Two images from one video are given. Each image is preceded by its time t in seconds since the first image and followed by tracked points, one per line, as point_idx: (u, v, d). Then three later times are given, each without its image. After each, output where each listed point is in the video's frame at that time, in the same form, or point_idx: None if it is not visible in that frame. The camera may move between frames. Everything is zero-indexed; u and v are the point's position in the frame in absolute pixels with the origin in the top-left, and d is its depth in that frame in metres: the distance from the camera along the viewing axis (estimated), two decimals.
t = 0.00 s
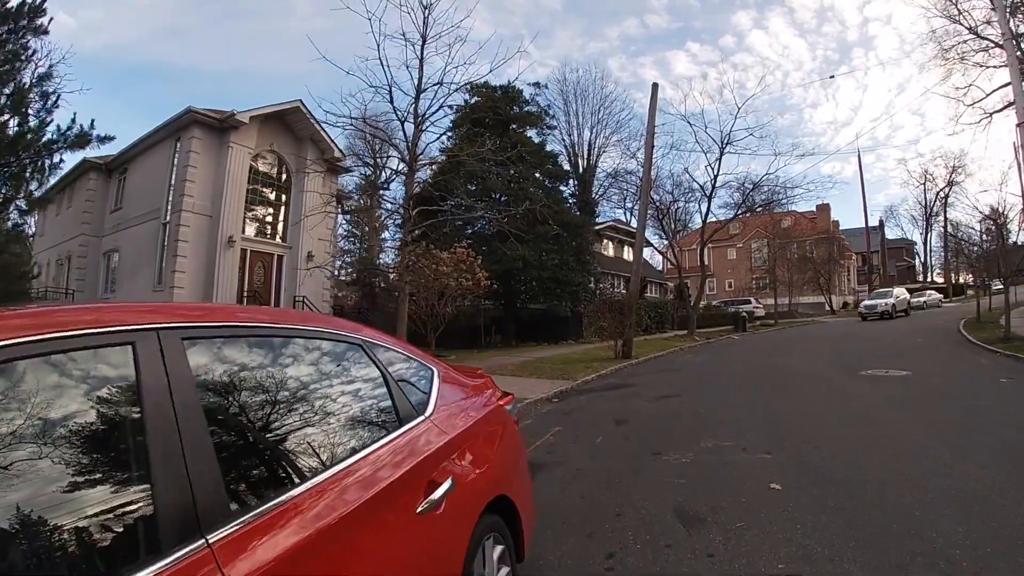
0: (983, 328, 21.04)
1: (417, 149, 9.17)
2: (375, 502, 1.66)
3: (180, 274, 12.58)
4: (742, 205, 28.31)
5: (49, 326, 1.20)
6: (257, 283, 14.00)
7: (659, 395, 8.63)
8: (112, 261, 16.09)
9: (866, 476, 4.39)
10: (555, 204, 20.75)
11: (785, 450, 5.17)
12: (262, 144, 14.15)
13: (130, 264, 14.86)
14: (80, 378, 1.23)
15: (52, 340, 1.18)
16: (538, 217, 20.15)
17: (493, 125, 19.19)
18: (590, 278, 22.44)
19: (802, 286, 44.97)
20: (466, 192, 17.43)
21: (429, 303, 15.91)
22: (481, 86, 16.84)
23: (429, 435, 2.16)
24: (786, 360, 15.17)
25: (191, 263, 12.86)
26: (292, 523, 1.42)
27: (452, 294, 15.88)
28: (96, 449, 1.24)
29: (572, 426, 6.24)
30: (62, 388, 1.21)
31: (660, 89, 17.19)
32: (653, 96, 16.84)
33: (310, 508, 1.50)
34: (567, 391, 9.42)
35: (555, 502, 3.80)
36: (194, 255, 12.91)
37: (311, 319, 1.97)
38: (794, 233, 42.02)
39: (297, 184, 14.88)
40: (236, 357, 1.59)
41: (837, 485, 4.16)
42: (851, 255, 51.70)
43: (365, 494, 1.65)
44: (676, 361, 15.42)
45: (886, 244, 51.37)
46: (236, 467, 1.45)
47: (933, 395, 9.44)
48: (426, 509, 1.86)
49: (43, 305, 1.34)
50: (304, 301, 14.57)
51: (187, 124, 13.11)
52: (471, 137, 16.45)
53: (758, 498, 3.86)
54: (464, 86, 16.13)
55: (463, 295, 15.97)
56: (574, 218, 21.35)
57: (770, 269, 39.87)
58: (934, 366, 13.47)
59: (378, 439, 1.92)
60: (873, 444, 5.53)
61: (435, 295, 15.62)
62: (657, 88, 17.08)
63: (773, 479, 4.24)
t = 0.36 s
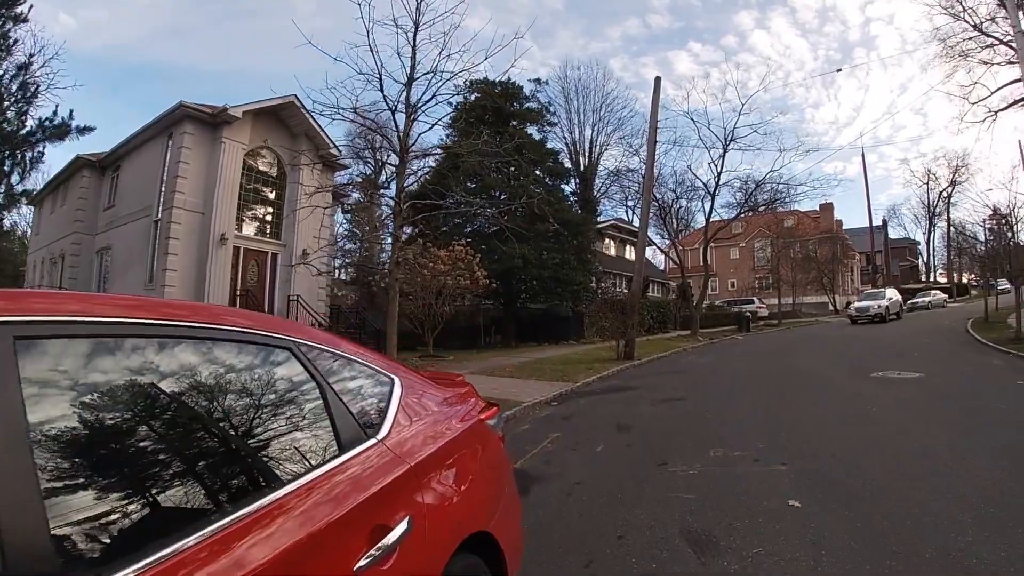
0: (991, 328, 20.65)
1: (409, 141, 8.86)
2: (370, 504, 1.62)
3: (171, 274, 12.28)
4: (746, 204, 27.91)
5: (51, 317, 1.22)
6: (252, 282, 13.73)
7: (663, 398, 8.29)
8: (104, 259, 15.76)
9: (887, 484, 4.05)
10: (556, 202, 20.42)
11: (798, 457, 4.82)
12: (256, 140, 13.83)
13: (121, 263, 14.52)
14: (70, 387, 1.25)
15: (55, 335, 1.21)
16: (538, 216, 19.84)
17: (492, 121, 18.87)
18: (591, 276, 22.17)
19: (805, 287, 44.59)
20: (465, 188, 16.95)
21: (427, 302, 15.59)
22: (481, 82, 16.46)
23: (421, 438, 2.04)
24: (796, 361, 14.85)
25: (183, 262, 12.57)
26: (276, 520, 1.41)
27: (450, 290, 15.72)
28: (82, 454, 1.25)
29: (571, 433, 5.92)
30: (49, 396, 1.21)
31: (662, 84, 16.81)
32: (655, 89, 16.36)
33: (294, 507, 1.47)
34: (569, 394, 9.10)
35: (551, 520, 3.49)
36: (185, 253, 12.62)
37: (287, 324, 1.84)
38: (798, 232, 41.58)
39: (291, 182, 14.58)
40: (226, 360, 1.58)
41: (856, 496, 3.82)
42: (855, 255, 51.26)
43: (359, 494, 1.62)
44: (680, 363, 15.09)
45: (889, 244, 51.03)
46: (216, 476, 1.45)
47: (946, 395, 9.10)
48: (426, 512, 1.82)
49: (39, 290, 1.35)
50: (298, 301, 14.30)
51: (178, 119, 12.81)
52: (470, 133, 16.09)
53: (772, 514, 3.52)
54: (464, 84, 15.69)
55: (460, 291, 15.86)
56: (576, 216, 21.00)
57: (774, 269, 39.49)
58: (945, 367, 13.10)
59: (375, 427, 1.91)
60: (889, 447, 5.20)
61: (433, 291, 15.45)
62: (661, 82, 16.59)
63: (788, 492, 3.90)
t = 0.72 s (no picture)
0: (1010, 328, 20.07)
1: (409, 131, 8.52)
2: (384, 508, 1.41)
3: (169, 271, 11.99)
4: (755, 201, 27.39)
5: (48, 309, 1.03)
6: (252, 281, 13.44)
7: (675, 402, 7.90)
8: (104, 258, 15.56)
9: (930, 502, 3.65)
10: (563, 200, 20.03)
11: (830, 469, 4.41)
12: (256, 135, 13.55)
13: (121, 261, 14.28)
14: (65, 380, 1.04)
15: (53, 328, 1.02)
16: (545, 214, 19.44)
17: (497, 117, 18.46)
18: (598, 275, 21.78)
19: (815, 286, 43.97)
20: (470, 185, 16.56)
21: (431, 301, 15.25)
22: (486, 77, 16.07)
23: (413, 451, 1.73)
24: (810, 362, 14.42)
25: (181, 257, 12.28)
26: (277, 522, 1.18)
27: (455, 289, 15.35)
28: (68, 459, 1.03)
29: (578, 440, 5.56)
30: (44, 392, 1.01)
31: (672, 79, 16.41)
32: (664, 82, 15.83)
33: (292, 512, 1.22)
34: (576, 396, 8.75)
35: (559, 542, 3.13)
36: (184, 249, 12.35)
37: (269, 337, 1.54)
38: (808, 230, 40.95)
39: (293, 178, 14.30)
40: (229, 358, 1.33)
41: (900, 516, 3.42)
42: (866, 254, 50.54)
43: (366, 502, 1.38)
44: (689, 364, 14.68)
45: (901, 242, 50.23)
46: (210, 482, 1.18)
47: (972, 398, 8.65)
48: (441, 524, 1.60)
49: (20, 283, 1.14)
50: (300, 300, 13.99)
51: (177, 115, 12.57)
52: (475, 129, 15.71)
53: (807, 538, 3.14)
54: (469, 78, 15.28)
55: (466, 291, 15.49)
56: (583, 214, 20.61)
57: (784, 268, 38.92)
58: (965, 367, 12.62)
59: (378, 423, 1.67)
60: (924, 455, 4.80)
61: (437, 291, 15.12)
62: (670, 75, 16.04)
63: (821, 512, 3.52)
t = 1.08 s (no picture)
0: None
1: (410, 122, 8.18)
2: (397, 535, 1.36)
3: (171, 271, 11.79)
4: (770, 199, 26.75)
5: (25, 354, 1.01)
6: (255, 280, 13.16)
7: (691, 408, 7.49)
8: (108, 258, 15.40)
9: (981, 526, 3.26)
10: (574, 197, 19.61)
11: (869, 485, 3.99)
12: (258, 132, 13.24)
13: (124, 261, 14.09)
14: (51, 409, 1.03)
15: (26, 368, 1.00)
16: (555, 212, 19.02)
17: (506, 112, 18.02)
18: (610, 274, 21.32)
19: (831, 285, 43.11)
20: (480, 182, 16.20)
21: (439, 301, 14.90)
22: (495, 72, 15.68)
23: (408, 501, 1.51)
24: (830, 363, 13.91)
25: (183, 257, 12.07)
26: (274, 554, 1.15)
27: (463, 289, 15.00)
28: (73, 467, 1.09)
29: (589, 449, 5.20)
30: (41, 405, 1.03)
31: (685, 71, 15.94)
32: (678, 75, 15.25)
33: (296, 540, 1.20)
34: (587, 400, 8.38)
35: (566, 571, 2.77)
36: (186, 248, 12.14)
37: (249, 389, 1.39)
38: (824, 228, 40.09)
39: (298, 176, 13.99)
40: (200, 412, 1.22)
41: (955, 544, 3.01)
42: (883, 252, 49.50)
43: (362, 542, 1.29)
44: (704, 365, 14.20)
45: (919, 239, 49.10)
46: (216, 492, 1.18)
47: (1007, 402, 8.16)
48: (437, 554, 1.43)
49: (20, 315, 1.17)
50: (305, 299, 13.66)
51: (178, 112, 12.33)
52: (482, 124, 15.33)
53: (850, 570, 2.76)
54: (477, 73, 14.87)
55: (475, 290, 15.13)
56: (594, 212, 20.17)
57: (799, 267, 38.13)
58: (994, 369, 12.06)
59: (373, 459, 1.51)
60: (969, 467, 4.38)
61: (445, 291, 14.78)
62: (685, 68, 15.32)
63: (863, 538, 3.11)
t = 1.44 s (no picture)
0: None
1: (407, 111, 7.82)
2: None
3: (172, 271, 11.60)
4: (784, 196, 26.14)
5: None
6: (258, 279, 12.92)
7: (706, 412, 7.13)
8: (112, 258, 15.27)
9: None
10: (584, 195, 19.21)
11: (909, 504, 3.60)
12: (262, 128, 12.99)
13: (128, 261, 13.94)
14: None
15: None
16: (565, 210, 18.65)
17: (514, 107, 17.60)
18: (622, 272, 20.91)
19: (847, 284, 42.22)
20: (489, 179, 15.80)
21: (445, 301, 14.63)
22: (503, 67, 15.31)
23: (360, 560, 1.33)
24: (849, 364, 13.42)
25: (183, 257, 11.87)
26: None
27: (471, 288, 14.69)
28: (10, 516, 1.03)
29: (599, 459, 4.87)
30: None
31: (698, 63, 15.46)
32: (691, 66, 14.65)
33: None
34: (597, 403, 8.05)
35: None
36: (186, 248, 11.94)
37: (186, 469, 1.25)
38: (840, 226, 39.24)
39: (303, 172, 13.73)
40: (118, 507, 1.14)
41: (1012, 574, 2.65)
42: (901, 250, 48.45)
43: None
44: (717, 366, 13.78)
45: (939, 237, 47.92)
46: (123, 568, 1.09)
47: None
48: None
49: None
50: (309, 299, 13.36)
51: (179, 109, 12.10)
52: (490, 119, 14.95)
53: None
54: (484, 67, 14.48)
55: (482, 289, 14.84)
56: (604, 210, 19.76)
57: (815, 266, 37.33)
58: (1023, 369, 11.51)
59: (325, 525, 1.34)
60: (1013, 478, 3.99)
61: (452, 290, 14.50)
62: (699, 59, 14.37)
63: (903, 565, 2.78)
